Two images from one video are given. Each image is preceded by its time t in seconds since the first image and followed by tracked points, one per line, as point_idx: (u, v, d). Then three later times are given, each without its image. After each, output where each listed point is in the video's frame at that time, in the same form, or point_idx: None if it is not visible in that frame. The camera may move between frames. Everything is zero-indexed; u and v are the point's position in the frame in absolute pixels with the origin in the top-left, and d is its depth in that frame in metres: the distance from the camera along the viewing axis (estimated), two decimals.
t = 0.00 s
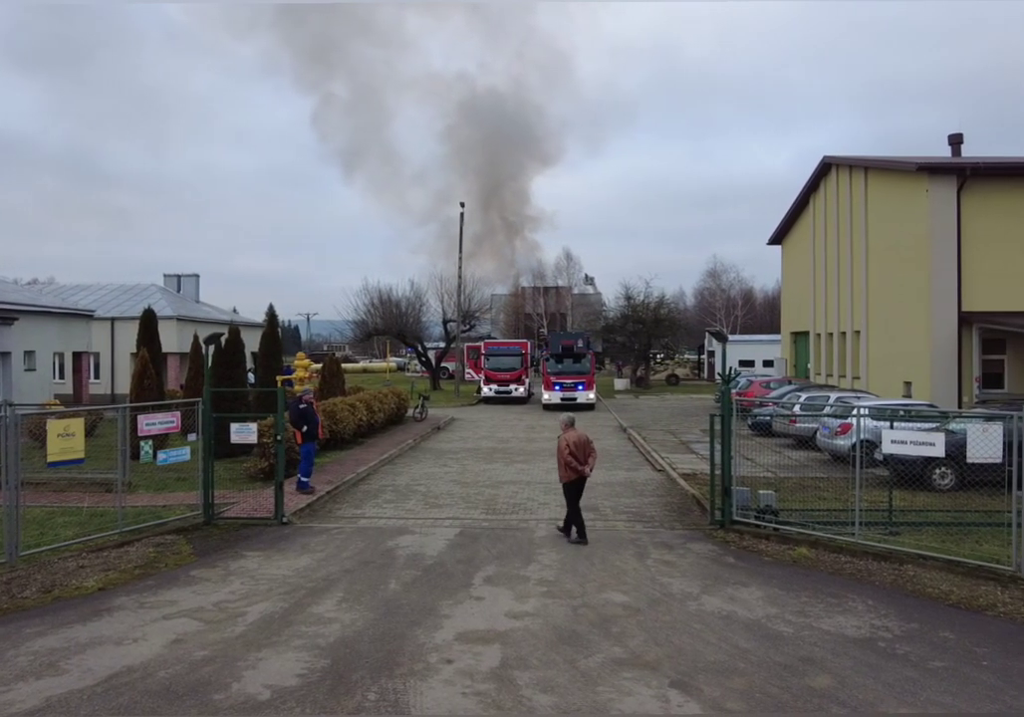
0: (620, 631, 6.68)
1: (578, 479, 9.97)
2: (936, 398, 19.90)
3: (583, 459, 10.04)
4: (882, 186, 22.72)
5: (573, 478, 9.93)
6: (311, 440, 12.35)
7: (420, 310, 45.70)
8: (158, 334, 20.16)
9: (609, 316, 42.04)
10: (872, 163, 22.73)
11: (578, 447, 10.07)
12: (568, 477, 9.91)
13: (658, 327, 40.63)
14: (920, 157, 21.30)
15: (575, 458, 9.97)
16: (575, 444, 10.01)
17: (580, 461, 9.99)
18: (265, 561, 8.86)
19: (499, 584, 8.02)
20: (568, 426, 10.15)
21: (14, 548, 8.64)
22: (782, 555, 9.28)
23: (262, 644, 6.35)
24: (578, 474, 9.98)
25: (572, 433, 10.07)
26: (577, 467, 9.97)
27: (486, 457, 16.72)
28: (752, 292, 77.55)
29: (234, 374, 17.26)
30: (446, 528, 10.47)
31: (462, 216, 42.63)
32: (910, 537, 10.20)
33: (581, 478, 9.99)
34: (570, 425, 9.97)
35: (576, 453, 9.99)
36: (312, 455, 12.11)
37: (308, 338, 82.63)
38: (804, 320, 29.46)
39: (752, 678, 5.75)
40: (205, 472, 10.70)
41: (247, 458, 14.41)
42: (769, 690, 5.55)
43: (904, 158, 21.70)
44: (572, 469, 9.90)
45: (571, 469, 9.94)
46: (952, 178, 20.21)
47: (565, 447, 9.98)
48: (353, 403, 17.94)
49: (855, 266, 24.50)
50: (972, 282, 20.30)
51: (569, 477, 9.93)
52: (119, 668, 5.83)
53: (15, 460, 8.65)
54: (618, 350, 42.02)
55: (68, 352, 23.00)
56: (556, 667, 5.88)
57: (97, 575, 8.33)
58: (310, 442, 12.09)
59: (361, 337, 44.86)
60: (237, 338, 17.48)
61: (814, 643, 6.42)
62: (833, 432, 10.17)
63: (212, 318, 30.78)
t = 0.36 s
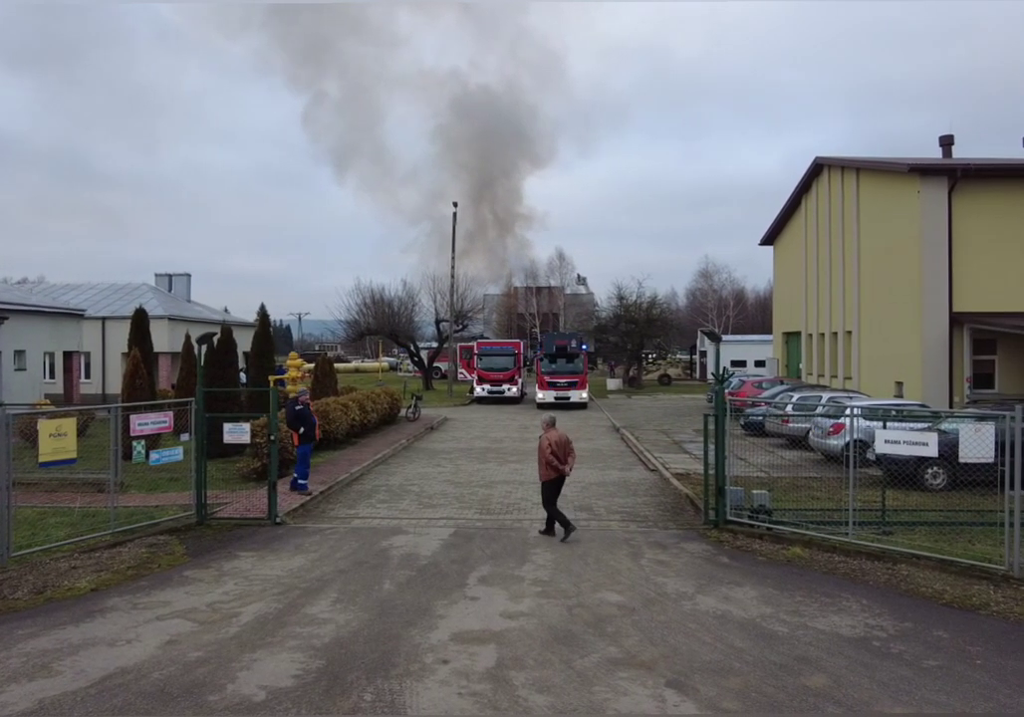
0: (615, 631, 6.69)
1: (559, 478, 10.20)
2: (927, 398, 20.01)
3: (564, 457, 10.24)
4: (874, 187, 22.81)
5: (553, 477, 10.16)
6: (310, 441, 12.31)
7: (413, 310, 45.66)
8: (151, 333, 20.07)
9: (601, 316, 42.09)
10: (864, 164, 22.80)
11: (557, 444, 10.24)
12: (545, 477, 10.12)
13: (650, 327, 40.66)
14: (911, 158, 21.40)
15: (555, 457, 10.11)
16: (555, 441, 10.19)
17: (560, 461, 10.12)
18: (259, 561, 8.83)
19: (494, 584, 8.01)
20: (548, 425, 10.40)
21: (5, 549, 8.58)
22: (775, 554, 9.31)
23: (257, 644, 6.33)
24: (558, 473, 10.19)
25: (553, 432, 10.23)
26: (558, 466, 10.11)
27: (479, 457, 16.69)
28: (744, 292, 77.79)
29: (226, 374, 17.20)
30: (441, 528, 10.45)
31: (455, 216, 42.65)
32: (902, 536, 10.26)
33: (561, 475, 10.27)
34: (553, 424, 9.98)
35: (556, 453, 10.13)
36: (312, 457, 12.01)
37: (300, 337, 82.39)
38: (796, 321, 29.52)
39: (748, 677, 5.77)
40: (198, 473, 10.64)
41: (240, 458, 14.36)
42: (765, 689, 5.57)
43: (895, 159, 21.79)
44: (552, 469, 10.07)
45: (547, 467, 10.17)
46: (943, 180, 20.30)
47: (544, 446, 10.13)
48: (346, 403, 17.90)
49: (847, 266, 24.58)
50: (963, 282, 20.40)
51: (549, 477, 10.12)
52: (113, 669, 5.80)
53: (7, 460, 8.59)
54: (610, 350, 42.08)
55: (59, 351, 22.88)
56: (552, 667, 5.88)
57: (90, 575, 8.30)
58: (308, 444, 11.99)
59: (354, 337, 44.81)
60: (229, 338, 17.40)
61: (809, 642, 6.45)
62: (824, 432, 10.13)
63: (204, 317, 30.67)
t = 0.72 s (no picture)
0: (619, 632, 6.66)
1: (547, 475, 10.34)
2: (923, 399, 20.05)
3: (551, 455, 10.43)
4: (870, 187, 22.83)
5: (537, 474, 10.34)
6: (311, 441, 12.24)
7: (408, 309, 45.58)
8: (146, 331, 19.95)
9: (596, 316, 42.07)
10: (860, 164, 22.82)
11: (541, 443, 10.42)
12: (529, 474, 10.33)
13: (646, 327, 40.64)
14: (908, 159, 21.42)
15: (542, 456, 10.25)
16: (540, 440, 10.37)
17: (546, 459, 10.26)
18: (258, 562, 8.75)
19: (495, 585, 7.96)
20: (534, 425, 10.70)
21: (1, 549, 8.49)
22: (777, 555, 9.28)
23: (259, 646, 6.27)
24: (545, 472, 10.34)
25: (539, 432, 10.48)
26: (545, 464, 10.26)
27: (477, 457, 16.63)
28: (739, 293, 77.94)
29: (222, 373, 17.12)
30: (440, 528, 10.39)
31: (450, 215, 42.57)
32: (902, 536, 10.26)
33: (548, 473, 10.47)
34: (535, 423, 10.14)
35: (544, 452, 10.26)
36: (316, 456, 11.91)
37: (293, 336, 82.13)
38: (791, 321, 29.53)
39: (755, 679, 5.75)
40: (195, 473, 10.54)
41: (236, 458, 14.27)
42: (773, 692, 5.55)
43: (891, 160, 21.81)
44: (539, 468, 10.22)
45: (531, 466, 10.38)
46: (939, 180, 20.33)
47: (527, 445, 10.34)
48: (342, 403, 17.82)
49: (843, 266, 24.60)
50: (958, 283, 20.45)
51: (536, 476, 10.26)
52: (113, 672, 5.73)
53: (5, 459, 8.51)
54: (606, 349, 42.07)
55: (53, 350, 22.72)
56: (557, 669, 5.85)
57: (88, 576, 8.22)
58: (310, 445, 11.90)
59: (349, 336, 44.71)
60: (225, 338, 17.31)
61: (814, 643, 6.42)
62: (823, 432, 10.18)
63: (198, 316, 30.52)
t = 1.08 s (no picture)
0: (633, 636, 6.56)
1: (535, 474, 10.33)
2: (923, 399, 20.02)
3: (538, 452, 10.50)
4: (869, 187, 22.79)
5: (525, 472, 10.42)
6: (318, 443, 12.09)
7: (405, 308, 45.43)
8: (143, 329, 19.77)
9: (594, 315, 41.98)
10: (860, 163, 22.79)
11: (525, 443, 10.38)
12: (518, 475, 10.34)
13: (643, 325, 40.56)
14: (908, 159, 21.37)
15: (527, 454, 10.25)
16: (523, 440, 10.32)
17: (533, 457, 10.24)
18: (261, 563, 8.62)
19: (504, 587, 7.85)
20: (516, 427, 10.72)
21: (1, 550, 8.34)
22: (787, 556, 9.20)
23: (267, 650, 6.15)
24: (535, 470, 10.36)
25: (522, 432, 10.61)
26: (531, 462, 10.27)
27: (477, 456, 16.50)
28: (735, 292, 77.97)
29: (221, 371, 16.98)
30: (444, 529, 10.26)
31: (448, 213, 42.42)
32: (911, 537, 10.16)
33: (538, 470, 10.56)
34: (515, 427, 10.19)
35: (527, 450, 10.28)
36: (323, 458, 11.75)
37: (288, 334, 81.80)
38: (790, 320, 29.48)
39: (775, 684, 5.66)
40: (196, 472, 10.40)
41: (235, 457, 14.12)
42: (793, 697, 5.46)
43: (892, 160, 21.75)
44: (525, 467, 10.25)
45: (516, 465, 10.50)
46: (940, 180, 20.29)
47: (511, 445, 10.36)
48: (342, 402, 17.72)
49: (842, 265, 24.57)
50: (958, 282, 20.41)
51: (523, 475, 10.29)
52: (120, 677, 5.60)
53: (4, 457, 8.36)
54: (603, 348, 41.97)
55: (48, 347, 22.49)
56: (573, 675, 5.74)
57: (89, 577, 8.09)
58: (318, 447, 11.74)
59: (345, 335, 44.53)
60: (224, 337, 17.17)
61: (832, 646, 6.34)
62: (826, 431, 10.05)
63: (195, 314, 30.30)
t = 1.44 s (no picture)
0: (654, 640, 6.47)
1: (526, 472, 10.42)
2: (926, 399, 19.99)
3: (532, 450, 10.68)
4: (872, 186, 22.71)
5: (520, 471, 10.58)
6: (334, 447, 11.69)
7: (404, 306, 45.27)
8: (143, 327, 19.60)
9: (593, 314, 41.90)
10: (863, 162, 22.72)
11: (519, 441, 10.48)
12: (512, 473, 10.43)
13: (644, 324, 40.50)
14: (912, 157, 21.29)
15: (520, 449, 10.46)
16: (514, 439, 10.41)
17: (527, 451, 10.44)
18: (271, 564, 8.50)
19: (519, 589, 7.74)
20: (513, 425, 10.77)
21: (6, 551, 8.20)
22: (801, 557, 9.12)
23: (283, 655, 6.04)
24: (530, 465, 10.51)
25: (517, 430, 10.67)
26: (524, 457, 10.43)
27: (482, 456, 16.39)
28: (733, 291, 77.92)
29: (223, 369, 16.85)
30: (454, 530, 10.15)
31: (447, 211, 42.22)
32: (923, 538, 10.11)
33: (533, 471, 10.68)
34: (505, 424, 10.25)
35: (520, 444, 10.55)
36: (344, 462, 11.37)
37: (286, 332, 81.61)
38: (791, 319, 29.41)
39: (801, 689, 5.57)
40: (202, 472, 10.26)
41: (239, 457, 13.99)
42: (821, 702, 5.37)
43: (895, 158, 21.67)
44: (519, 461, 10.42)
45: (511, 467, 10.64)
46: (944, 179, 20.23)
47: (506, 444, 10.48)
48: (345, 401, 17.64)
49: (844, 265, 24.52)
50: (961, 281, 20.35)
51: (518, 471, 10.43)
52: (134, 683, 5.48)
53: (9, 457, 8.21)
54: (603, 347, 41.89)
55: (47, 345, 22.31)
56: (596, 680, 5.65)
57: (97, 579, 7.97)
58: (339, 450, 11.37)
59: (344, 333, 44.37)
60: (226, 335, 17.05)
61: (855, 651, 6.25)
62: (832, 431, 10.16)
63: (193, 312, 30.11)
